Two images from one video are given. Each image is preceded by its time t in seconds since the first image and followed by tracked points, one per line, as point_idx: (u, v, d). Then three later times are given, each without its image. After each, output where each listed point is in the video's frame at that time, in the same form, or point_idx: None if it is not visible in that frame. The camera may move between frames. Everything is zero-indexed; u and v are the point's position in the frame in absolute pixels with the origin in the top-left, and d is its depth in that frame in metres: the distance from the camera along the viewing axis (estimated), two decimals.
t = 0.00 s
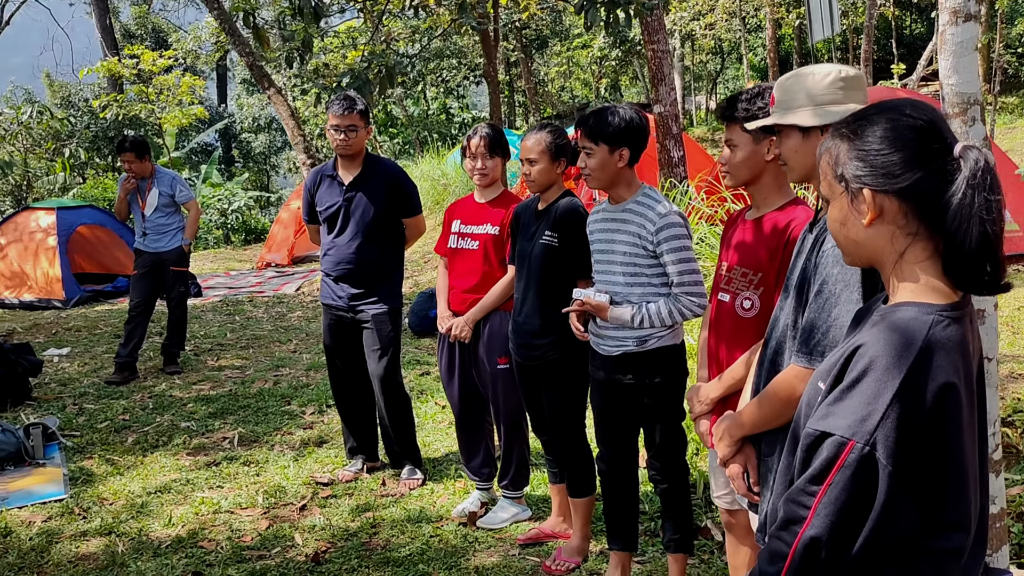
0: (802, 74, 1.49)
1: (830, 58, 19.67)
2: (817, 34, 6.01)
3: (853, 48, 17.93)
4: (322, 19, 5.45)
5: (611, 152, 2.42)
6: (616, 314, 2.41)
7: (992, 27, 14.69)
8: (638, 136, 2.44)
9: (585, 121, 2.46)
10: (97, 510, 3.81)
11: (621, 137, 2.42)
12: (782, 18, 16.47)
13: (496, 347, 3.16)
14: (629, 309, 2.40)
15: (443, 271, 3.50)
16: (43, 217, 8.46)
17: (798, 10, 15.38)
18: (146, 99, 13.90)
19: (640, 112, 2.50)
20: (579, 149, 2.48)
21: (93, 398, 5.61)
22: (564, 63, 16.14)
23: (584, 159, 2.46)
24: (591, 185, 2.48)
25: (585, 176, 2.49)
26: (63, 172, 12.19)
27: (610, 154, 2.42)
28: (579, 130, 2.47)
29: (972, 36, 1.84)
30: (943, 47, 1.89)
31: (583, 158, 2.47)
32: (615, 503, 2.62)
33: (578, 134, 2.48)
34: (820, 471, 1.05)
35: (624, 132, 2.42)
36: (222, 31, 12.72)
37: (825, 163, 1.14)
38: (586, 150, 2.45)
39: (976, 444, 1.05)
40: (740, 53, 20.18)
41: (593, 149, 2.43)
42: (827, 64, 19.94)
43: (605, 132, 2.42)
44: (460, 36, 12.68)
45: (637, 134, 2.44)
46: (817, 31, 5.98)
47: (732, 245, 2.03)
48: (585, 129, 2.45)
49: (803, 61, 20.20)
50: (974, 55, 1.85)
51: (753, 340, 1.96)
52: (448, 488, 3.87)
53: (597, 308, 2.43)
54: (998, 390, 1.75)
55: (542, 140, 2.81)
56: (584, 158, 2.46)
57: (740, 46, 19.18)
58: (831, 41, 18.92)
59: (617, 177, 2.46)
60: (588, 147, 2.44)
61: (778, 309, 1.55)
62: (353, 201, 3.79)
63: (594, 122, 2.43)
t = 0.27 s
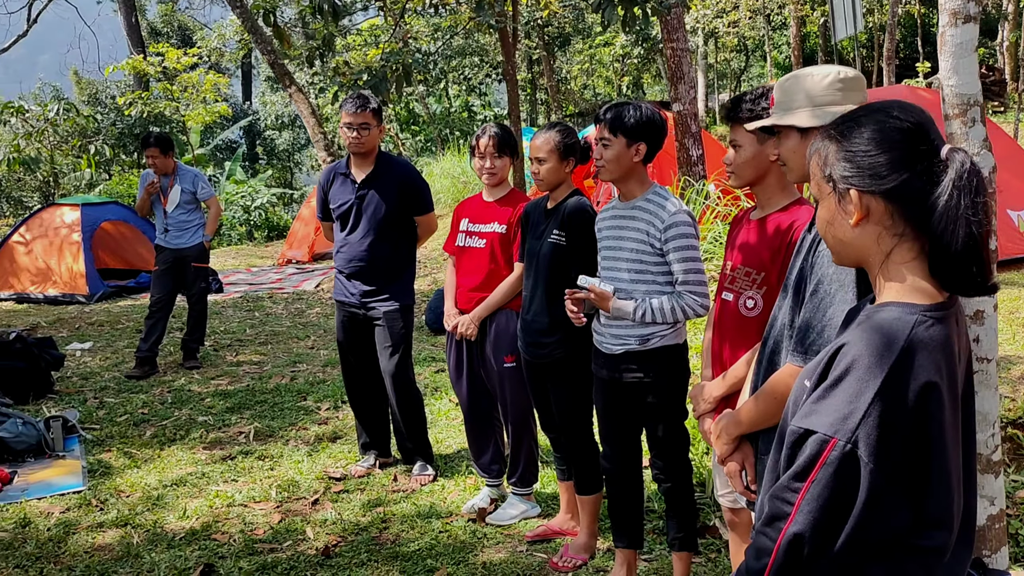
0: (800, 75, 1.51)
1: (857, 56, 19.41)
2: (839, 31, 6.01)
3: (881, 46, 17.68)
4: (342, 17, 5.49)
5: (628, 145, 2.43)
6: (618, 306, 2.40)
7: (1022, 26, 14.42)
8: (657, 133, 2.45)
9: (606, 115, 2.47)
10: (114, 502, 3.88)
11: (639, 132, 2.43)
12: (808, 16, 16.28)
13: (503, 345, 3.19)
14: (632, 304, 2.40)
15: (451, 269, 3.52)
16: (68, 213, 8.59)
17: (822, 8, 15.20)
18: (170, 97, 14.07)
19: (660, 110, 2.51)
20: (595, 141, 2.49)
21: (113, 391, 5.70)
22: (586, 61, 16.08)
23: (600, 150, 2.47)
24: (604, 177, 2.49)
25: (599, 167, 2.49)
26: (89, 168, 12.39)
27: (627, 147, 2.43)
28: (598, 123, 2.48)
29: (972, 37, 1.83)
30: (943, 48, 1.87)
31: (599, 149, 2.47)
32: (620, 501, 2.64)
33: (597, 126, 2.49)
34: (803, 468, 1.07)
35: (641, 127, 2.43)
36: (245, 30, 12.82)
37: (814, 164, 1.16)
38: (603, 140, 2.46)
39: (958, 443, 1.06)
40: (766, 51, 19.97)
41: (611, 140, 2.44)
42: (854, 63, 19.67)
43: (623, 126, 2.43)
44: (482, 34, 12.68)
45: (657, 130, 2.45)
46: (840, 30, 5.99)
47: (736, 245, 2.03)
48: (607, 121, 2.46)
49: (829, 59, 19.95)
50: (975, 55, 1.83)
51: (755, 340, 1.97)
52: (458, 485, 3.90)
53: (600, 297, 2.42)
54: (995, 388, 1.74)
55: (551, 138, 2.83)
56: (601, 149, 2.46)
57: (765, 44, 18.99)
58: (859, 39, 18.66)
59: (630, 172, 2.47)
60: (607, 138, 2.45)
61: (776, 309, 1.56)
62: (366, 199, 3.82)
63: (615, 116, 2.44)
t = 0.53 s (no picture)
0: (790, 81, 1.54)
1: (879, 57, 19.24)
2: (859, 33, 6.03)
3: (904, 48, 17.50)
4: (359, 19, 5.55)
5: (637, 146, 2.46)
6: (618, 307, 2.45)
7: None
8: (665, 135, 2.49)
9: (615, 116, 2.50)
10: (127, 494, 3.95)
11: (647, 133, 2.46)
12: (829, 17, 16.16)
13: (505, 346, 3.22)
14: (632, 304, 2.44)
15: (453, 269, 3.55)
16: (90, 211, 8.73)
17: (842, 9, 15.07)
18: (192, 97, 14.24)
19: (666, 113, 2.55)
20: (604, 140, 2.52)
21: (130, 387, 5.80)
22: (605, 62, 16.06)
23: (608, 149, 2.49)
24: (612, 176, 2.51)
25: (606, 167, 2.51)
26: (112, 167, 12.58)
27: (635, 147, 2.46)
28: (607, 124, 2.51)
29: (963, 42, 1.82)
30: (933, 54, 1.86)
31: (607, 148, 2.50)
32: (621, 500, 2.66)
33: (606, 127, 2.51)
34: (776, 465, 1.11)
35: (649, 128, 2.46)
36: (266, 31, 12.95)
37: (793, 168, 1.19)
38: (611, 140, 2.48)
39: (932, 443, 1.08)
40: (787, 52, 19.84)
41: (620, 140, 2.46)
42: (876, 64, 19.49)
43: (632, 127, 2.46)
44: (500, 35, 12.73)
45: (663, 132, 2.49)
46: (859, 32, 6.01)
47: (735, 247, 2.05)
48: (617, 122, 2.48)
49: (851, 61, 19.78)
50: (966, 60, 1.82)
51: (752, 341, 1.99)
52: (465, 482, 3.94)
53: (602, 297, 2.47)
54: (985, 390, 1.75)
55: (556, 140, 2.85)
56: (609, 148, 2.49)
57: (786, 46, 18.86)
58: (881, 40, 18.49)
59: (636, 172, 2.49)
60: (616, 137, 2.47)
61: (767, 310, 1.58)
62: (374, 199, 3.87)
63: (624, 117, 2.47)
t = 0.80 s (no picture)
0: (784, 82, 1.59)
1: (902, 57, 19.02)
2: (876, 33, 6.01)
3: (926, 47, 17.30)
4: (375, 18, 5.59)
5: (643, 146, 2.48)
6: (623, 307, 2.47)
7: None
8: (668, 134, 2.51)
9: (619, 117, 2.51)
10: (140, 486, 4.02)
11: (653, 134, 2.48)
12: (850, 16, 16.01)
13: (509, 341, 3.25)
14: (636, 303, 2.45)
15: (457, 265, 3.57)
16: (109, 207, 8.85)
17: (862, 7, 14.91)
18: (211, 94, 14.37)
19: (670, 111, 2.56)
20: (610, 141, 2.53)
21: (145, 380, 5.89)
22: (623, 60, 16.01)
23: (615, 149, 2.51)
24: (618, 176, 2.54)
25: (613, 167, 2.54)
26: (132, 163, 12.73)
27: (641, 147, 2.48)
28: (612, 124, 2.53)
29: (954, 44, 1.82)
30: (926, 55, 1.87)
31: (613, 148, 2.51)
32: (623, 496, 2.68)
33: (611, 127, 2.53)
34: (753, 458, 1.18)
35: (654, 129, 2.48)
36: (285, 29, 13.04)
37: (775, 170, 1.26)
38: (617, 141, 2.50)
39: (904, 441, 1.16)
40: (807, 51, 19.68)
41: (626, 141, 2.48)
42: (898, 63, 19.28)
43: (637, 128, 2.47)
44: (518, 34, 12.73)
45: (667, 131, 2.50)
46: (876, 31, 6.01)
47: (733, 246, 2.06)
48: (620, 123, 2.50)
49: (873, 60, 19.59)
50: (958, 62, 1.82)
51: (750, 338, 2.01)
52: (472, 477, 3.98)
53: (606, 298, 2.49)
54: (976, 389, 1.77)
55: (561, 139, 2.87)
56: (615, 149, 2.50)
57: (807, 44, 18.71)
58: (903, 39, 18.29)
59: (642, 172, 2.51)
60: (621, 138, 2.49)
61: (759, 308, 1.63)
62: (382, 196, 3.91)
63: (629, 117, 2.49)
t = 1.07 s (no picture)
0: (785, 85, 1.62)
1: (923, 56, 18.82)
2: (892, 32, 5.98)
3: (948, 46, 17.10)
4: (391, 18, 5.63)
5: (651, 147, 2.50)
6: (632, 307, 2.49)
7: None
8: (676, 134, 2.53)
9: (628, 117, 2.53)
10: (156, 479, 4.09)
11: (662, 134, 2.50)
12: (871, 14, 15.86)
13: (518, 339, 3.28)
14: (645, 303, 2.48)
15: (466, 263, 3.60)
16: (129, 205, 8.97)
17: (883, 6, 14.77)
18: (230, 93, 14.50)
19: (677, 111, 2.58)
20: (619, 141, 2.55)
21: (163, 376, 5.98)
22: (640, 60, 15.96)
23: (623, 149, 2.53)
24: (626, 177, 2.55)
25: (621, 168, 2.56)
26: (152, 162, 12.88)
27: (649, 148, 2.50)
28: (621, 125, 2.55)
29: (955, 45, 1.84)
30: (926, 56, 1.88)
31: (621, 149, 2.53)
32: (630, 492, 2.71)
33: (620, 127, 2.55)
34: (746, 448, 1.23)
35: (663, 129, 2.50)
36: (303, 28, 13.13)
37: (771, 168, 1.30)
38: (626, 141, 2.52)
39: (894, 436, 1.20)
40: (826, 50, 19.52)
41: (635, 141, 2.50)
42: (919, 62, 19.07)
43: (646, 128, 2.50)
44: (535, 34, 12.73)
45: (676, 131, 2.52)
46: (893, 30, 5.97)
47: (738, 245, 2.08)
48: (628, 123, 2.52)
49: (894, 59, 19.40)
50: (958, 62, 1.84)
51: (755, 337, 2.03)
52: (482, 474, 4.01)
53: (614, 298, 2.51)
54: (977, 387, 1.78)
55: (570, 139, 2.90)
56: (624, 149, 2.52)
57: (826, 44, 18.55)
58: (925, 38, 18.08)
59: (651, 173, 2.53)
60: (631, 138, 2.51)
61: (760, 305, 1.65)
62: (395, 194, 3.96)
63: (637, 118, 2.51)
